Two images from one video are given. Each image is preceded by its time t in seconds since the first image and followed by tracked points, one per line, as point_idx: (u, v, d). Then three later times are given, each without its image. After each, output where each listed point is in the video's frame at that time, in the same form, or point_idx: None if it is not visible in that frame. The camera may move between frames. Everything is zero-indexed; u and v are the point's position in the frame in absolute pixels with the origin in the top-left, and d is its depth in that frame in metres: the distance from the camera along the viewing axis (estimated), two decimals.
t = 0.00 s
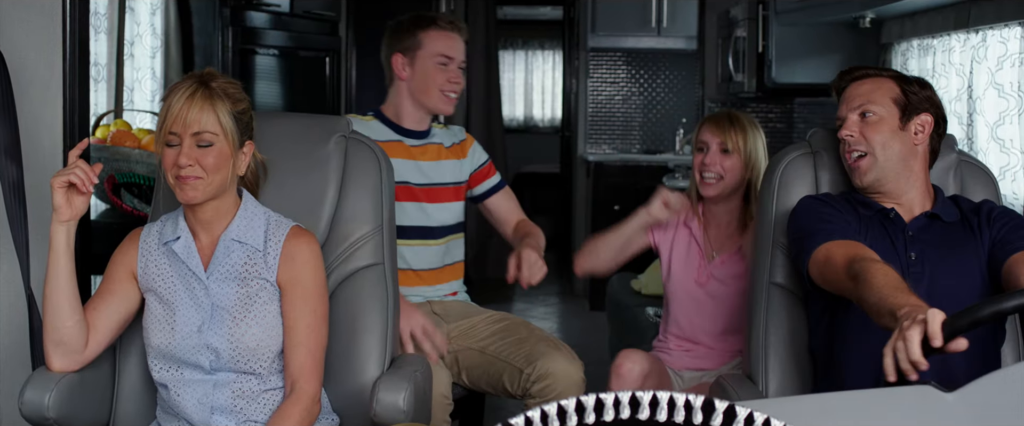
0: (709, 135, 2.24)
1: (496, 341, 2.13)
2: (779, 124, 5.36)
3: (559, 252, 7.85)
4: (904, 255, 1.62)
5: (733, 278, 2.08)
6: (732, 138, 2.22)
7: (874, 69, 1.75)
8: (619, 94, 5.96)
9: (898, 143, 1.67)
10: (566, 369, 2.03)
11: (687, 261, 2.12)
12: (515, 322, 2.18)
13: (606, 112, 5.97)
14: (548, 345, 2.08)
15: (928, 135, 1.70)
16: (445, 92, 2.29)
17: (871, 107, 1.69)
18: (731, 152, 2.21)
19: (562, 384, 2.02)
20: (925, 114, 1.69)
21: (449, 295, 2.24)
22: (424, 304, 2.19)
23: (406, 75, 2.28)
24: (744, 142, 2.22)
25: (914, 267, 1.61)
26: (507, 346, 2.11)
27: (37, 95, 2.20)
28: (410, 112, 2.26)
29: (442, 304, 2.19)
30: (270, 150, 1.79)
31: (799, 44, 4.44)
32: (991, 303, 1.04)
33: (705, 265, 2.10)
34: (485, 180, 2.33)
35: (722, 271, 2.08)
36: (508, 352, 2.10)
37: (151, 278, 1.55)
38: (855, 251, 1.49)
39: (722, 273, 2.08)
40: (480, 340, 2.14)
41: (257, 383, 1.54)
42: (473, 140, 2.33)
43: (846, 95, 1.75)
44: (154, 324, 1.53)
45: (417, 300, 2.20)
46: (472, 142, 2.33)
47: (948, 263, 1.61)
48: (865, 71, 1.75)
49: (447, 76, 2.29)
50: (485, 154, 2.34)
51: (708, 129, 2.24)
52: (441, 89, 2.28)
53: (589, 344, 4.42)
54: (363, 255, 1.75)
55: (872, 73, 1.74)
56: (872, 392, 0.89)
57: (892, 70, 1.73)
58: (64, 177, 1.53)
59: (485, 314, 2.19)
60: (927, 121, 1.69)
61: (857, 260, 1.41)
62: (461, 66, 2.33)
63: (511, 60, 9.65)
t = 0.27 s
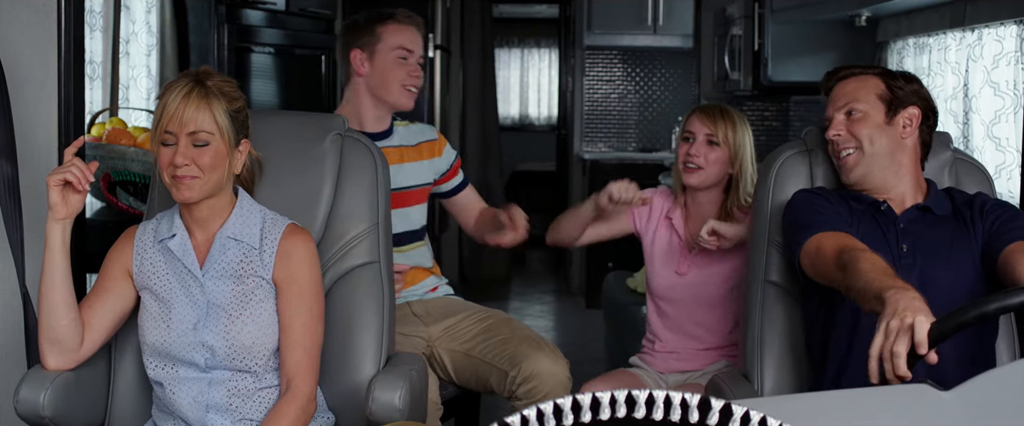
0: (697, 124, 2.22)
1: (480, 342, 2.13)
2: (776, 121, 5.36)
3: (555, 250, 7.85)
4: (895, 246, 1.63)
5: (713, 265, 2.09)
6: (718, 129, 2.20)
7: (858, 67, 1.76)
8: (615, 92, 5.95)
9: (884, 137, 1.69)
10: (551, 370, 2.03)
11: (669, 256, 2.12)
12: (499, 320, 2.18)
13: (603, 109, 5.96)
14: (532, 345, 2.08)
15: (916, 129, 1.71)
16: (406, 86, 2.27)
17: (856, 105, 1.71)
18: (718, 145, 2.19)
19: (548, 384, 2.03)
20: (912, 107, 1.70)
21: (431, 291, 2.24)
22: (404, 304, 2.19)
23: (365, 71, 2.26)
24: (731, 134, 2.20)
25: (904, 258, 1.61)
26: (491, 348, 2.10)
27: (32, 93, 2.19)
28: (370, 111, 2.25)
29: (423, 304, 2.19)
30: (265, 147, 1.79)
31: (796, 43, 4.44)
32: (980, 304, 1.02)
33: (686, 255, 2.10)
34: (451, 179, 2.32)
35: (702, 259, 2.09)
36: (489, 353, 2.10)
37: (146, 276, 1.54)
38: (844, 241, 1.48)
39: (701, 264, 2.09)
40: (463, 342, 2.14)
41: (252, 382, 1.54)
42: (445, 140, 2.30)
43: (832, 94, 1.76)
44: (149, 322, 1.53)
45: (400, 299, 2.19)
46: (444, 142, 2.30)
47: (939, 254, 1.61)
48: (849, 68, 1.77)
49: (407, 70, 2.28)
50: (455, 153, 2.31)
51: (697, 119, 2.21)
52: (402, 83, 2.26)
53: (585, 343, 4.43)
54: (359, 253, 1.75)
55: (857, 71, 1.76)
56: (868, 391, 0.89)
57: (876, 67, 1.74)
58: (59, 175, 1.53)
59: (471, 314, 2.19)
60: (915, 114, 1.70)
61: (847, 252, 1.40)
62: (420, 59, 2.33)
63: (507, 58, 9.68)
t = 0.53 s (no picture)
0: (677, 133, 2.24)
1: (472, 348, 2.13)
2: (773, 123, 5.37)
3: (552, 252, 7.86)
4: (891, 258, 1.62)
5: (701, 284, 2.08)
6: (699, 135, 2.22)
7: (858, 78, 1.66)
8: (612, 94, 5.96)
9: (881, 165, 1.63)
10: (543, 378, 2.04)
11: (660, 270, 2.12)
12: (491, 325, 2.17)
13: (600, 111, 5.98)
14: (521, 353, 2.08)
15: (917, 151, 1.64)
16: (381, 96, 2.27)
17: (852, 130, 1.64)
18: (698, 151, 2.20)
19: (540, 391, 2.03)
20: (913, 129, 1.63)
21: (427, 294, 2.25)
22: (398, 307, 2.19)
23: (337, 89, 2.31)
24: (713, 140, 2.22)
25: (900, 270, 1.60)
26: (482, 354, 2.11)
27: (29, 94, 2.19)
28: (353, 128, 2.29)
29: (417, 306, 2.19)
30: (263, 149, 1.79)
31: (794, 45, 4.45)
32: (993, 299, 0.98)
33: (673, 273, 2.11)
34: (445, 176, 2.32)
35: (689, 278, 2.08)
36: (481, 360, 2.10)
37: (144, 278, 1.54)
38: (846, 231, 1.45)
39: (691, 279, 2.09)
40: (457, 346, 2.14)
41: (249, 383, 1.54)
42: (435, 138, 2.32)
43: (830, 110, 1.68)
44: (146, 323, 1.53)
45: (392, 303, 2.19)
46: (434, 140, 2.32)
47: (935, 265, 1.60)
48: (847, 78, 1.67)
49: (379, 79, 2.28)
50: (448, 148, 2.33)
51: (676, 127, 2.24)
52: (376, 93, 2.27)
53: (582, 344, 4.43)
54: (357, 255, 1.75)
55: (856, 84, 1.66)
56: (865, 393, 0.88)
57: (876, 81, 1.65)
58: (57, 177, 1.53)
59: (463, 318, 2.19)
60: (915, 137, 1.63)
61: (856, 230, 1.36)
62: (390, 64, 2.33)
63: (504, 60, 9.68)
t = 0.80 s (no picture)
0: (676, 136, 2.20)
1: (468, 350, 2.13)
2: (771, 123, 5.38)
3: (550, 252, 7.86)
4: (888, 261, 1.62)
5: (696, 285, 2.08)
6: (697, 139, 2.18)
7: (856, 72, 1.64)
8: (610, 94, 5.96)
9: (880, 162, 1.60)
10: (539, 382, 2.04)
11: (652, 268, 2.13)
12: (488, 329, 2.17)
13: (597, 112, 5.98)
14: (519, 357, 2.08)
15: (916, 148, 1.62)
16: (376, 97, 2.25)
17: (849, 127, 1.61)
18: (696, 156, 2.17)
19: (534, 395, 2.03)
20: (913, 126, 1.61)
21: (429, 296, 2.27)
22: (398, 307, 2.21)
23: (332, 97, 2.32)
24: (712, 143, 2.18)
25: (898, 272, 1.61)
26: (478, 357, 2.11)
27: (26, 95, 2.19)
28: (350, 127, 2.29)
29: (415, 307, 2.20)
30: (259, 149, 1.79)
31: (792, 46, 4.46)
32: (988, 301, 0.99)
33: (667, 274, 2.11)
34: (457, 187, 2.27)
35: (682, 278, 2.09)
36: (477, 363, 2.10)
37: (141, 279, 1.54)
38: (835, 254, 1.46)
39: (685, 278, 2.09)
40: (453, 348, 2.14)
41: (246, 384, 1.53)
42: (447, 148, 2.28)
43: (827, 105, 1.66)
44: (143, 324, 1.53)
45: (393, 303, 2.22)
46: (445, 149, 2.28)
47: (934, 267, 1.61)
48: (844, 71, 1.65)
49: (368, 82, 2.27)
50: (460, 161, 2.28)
51: (675, 131, 2.20)
52: (372, 97, 2.25)
53: (580, 344, 4.43)
54: (355, 255, 1.75)
55: (854, 78, 1.63)
56: (862, 393, 0.89)
57: (874, 76, 1.62)
58: (53, 178, 1.53)
59: (462, 319, 2.19)
60: (915, 134, 1.61)
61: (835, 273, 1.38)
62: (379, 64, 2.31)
63: (502, 60, 9.68)
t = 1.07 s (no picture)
0: (693, 136, 2.15)
1: (468, 349, 2.14)
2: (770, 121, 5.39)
3: (549, 250, 7.87)
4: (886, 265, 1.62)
5: (706, 281, 2.08)
6: (716, 142, 2.13)
7: (866, 73, 1.64)
8: (610, 92, 5.96)
9: (882, 162, 1.60)
10: (541, 381, 2.04)
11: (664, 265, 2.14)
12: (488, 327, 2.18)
13: (597, 109, 5.98)
14: (519, 355, 2.08)
15: (918, 154, 1.62)
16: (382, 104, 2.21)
17: (856, 124, 1.61)
18: (713, 161, 2.12)
19: (534, 393, 2.03)
20: (917, 131, 1.61)
21: (431, 296, 2.24)
22: (398, 307, 2.19)
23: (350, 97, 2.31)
24: (730, 145, 2.13)
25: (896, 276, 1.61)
26: (478, 356, 2.11)
27: (26, 93, 2.19)
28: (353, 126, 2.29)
29: (417, 306, 2.19)
30: (259, 146, 1.79)
31: (792, 44, 4.46)
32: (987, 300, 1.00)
33: (679, 269, 2.12)
34: (471, 210, 2.28)
35: (694, 274, 2.09)
36: (478, 361, 2.11)
37: (141, 277, 1.54)
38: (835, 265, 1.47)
39: (697, 274, 2.09)
40: (454, 348, 2.14)
41: (246, 382, 1.53)
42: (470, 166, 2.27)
43: (835, 102, 1.65)
44: (143, 322, 1.53)
45: (393, 303, 2.20)
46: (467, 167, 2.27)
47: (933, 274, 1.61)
48: (855, 72, 1.65)
49: (378, 86, 2.22)
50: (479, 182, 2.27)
51: (692, 134, 2.15)
52: (376, 103, 2.21)
53: (579, 342, 4.44)
54: (355, 253, 1.75)
55: (864, 78, 1.64)
56: (861, 392, 0.89)
57: (885, 78, 1.62)
58: (53, 176, 1.53)
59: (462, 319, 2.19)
60: (919, 139, 1.61)
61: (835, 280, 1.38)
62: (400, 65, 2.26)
63: (501, 58, 9.67)
